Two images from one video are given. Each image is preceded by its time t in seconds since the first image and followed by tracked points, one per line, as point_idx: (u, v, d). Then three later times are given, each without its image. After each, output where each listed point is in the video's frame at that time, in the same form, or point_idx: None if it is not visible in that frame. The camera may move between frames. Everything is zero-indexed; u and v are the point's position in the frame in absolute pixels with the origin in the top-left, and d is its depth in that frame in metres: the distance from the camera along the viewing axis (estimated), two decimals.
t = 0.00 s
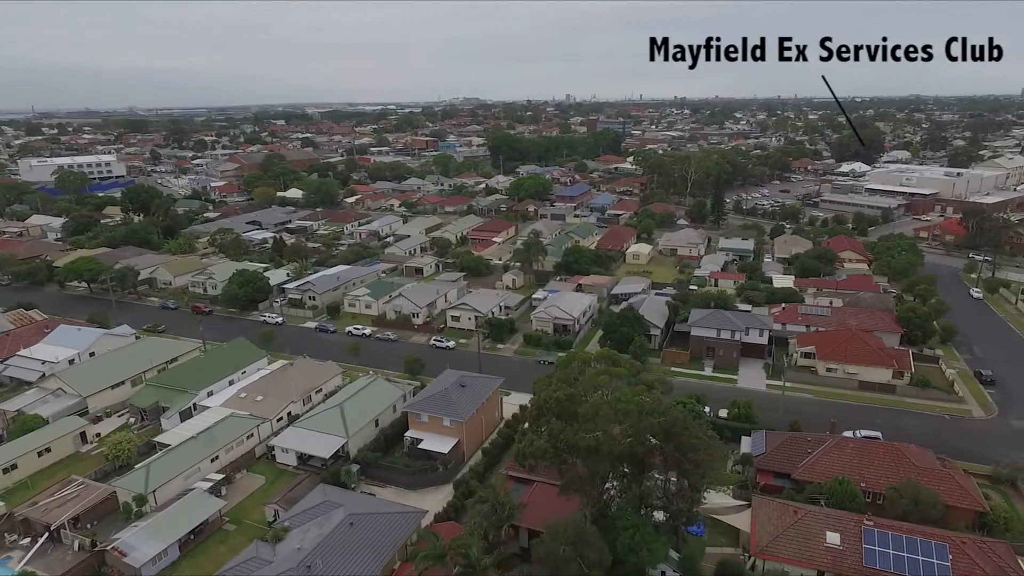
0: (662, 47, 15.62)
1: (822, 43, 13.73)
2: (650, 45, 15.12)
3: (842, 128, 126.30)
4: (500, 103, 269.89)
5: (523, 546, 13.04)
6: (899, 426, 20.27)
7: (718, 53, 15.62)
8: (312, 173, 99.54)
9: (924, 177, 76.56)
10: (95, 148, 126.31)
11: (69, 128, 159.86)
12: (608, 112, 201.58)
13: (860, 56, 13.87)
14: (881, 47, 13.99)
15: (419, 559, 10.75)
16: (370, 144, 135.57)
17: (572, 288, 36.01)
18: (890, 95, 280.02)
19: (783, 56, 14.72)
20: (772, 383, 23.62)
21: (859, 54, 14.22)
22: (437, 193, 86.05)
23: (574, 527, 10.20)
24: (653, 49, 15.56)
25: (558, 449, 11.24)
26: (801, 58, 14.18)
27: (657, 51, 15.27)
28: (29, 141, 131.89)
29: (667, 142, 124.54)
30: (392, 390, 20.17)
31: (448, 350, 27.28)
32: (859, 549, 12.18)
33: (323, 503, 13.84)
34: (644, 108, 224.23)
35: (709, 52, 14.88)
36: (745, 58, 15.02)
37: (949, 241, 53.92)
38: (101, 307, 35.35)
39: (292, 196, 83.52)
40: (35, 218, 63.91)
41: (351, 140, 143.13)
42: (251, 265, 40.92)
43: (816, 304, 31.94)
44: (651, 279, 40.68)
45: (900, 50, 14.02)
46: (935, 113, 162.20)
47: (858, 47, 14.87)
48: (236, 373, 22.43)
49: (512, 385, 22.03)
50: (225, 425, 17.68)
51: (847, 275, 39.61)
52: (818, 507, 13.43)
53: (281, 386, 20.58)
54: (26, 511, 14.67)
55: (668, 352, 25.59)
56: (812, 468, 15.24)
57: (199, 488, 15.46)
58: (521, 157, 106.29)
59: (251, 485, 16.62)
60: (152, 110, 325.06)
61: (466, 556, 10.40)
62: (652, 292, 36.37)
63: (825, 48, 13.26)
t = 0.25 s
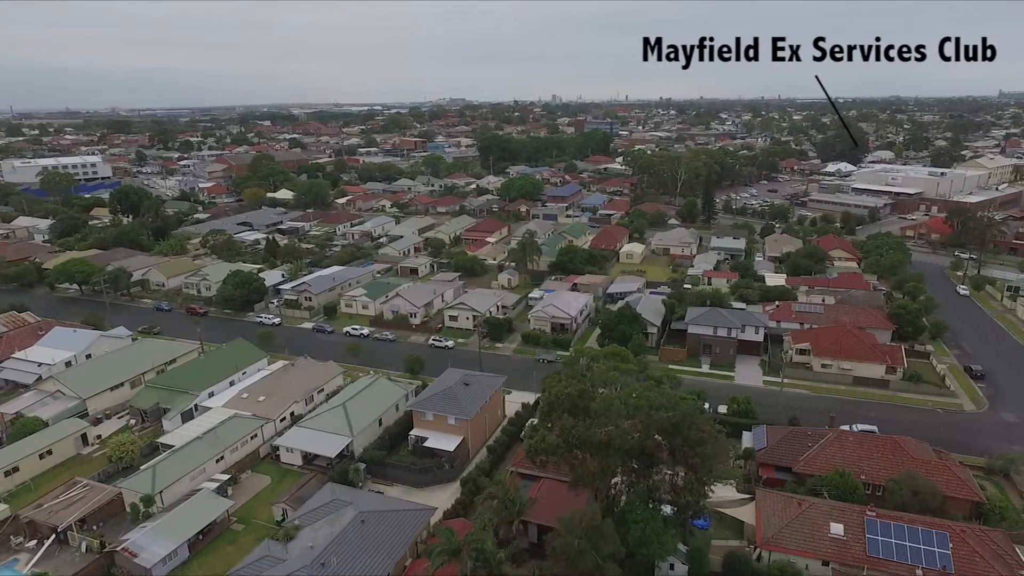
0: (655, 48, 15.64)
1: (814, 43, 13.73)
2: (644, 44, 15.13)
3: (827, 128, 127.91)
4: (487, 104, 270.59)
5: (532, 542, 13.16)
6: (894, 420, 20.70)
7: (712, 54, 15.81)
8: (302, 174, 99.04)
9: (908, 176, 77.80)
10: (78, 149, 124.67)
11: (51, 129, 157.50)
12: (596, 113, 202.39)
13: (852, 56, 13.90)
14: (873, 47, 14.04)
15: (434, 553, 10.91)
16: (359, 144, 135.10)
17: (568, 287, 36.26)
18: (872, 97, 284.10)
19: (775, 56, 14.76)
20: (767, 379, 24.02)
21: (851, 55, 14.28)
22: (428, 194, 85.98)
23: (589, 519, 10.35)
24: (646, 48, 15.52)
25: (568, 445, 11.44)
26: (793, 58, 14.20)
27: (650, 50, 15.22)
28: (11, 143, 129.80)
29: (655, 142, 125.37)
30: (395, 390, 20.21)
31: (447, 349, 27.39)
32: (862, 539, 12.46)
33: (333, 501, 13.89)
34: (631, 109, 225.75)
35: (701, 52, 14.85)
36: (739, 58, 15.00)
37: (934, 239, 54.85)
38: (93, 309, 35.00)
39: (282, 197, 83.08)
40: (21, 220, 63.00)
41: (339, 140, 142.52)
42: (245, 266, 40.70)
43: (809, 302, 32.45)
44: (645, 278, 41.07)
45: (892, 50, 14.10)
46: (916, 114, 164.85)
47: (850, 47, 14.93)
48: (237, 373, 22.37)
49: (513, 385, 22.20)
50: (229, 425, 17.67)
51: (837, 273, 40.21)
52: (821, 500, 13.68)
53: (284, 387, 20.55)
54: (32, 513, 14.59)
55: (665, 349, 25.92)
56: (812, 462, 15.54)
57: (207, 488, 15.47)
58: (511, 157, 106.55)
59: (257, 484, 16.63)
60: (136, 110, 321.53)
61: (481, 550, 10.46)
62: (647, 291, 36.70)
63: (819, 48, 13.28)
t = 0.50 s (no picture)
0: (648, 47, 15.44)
1: (809, 43, 13.70)
2: (638, 44, 14.97)
3: (813, 129, 129.33)
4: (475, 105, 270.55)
5: (541, 538, 13.29)
6: (890, 414, 21.08)
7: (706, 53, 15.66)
8: (292, 175, 98.58)
9: (895, 176, 78.89)
10: (63, 150, 123.14)
11: (35, 130, 155.47)
12: (584, 113, 203.02)
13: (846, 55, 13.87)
14: (867, 46, 14.06)
15: (450, 549, 11.01)
16: (348, 145, 134.67)
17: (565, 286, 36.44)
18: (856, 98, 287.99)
19: (769, 56, 14.62)
20: (765, 376, 24.33)
21: (845, 54, 14.12)
22: (420, 194, 85.91)
23: (603, 513, 10.50)
24: (639, 47, 15.34)
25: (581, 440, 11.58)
26: (788, 57, 14.17)
27: (643, 50, 15.10)
28: None
29: (644, 142, 126.08)
30: (397, 389, 20.24)
31: (447, 349, 27.46)
32: (866, 530, 12.72)
33: (342, 500, 13.95)
34: (619, 109, 226.84)
35: (695, 52, 14.76)
36: (732, 57, 14.87)
37: (922, 238, 55.68)
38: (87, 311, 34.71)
39: (273, 198, 82.65)
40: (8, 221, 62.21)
41: (327, 141, 141.94)
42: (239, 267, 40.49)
43: (803, 299, 32.88)
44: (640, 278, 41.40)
45: (886, 49, 14.13)
46: (899, 115, 167.11)
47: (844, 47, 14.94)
48: (238, 374, 22.31)
49: (514, 383, 22.32)
50: (233, 425, 17.63)
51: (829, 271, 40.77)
52: (825, 492, 13.92)
53: (286, 387, 20.53)
54: (39, 516, 14.51)
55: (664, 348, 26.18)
56: (814, 456, 15.78)
57: (214, 489, 15.45)
58: (502, 158, 106.72)
59: (263, 485, 16.62)
60: (121, 110, 317.90)
61: (495, 545, 10.56)
62: (642, 290, 36.99)
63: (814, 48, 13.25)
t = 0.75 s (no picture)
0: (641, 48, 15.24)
1: (804, 43, 13.65)
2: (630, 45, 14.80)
3: (802, 129, 130.35)
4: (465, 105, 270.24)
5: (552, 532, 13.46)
6: (887, 409, 21.42)
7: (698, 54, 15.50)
8: (284, 176, 98.09)
9: (884, 176, 79.72)
10: (51, 151, 121.77)
11: (21, 131, 153.64)
12: (575, 113, 203.39)
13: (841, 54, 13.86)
14: (861, 47, 13.92)
15: (464, 545, 11.14)
16: (340, 146, 134.22)
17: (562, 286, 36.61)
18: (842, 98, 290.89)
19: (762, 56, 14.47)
20: (764, 373, 24.62)
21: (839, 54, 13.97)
22: (413, 195, 85.82)
23: (616, 509, 10.68)
24: (632, 48, 15.13)
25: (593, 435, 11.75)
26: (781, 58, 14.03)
27: (636, 50, 15.00)
28: None
29: (635, 143, 126.60)
30: (401, 388, 20.30)
31: (448, 348, 27.54)
32: (869, 522, 12.97)
33: (352, 498, 14.03)
34: (609, 109, 227.66)
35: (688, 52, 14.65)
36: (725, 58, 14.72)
37: (912, 237, 56.35)
38: (83, 313, 34.46)
39: (265, 199, 82.25)
40: None
41: (318, 142, 141.37)
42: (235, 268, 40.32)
43: (799, 297, 33.24)
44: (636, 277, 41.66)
45: (880, 50, 13.99)
46: (886, 115, 168.97)
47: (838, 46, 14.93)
48: (241, 374, 22.31)
49: (517, 382, 22.45)
50: (239, 426, 17.63)
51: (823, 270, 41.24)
52: (829, 486, 14.18)
53: (290, 387, 20.53)
54: (46, 517, 14.46)
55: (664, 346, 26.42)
56: (816, 450, 16.04)
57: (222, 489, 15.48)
58: (494, 158, 106.85)
59: (270, 484, 16.66)
60: (108, 111, 314.92)
61: (510, 539, 10.68)
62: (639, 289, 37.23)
63: (809, 48, 13.24)
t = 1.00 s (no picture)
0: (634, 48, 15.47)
1: (796, 43, 13.73)
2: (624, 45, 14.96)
3: (790, 128, 131.45)
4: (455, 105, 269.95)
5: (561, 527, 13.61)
6: (884, 404, 21.74)
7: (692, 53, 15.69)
8: (275, 176, 97.53)
9: (872, 175, 80.63)
10: (37, 151, 120.20)
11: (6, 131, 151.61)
12: (564, 114, 203.86)
13: (832, 54, 13.96)
14: (852, 48, 14.08)
15: (478, 540, 11.24)
16: (330, 146, 133.60)
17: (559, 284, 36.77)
18: (829, 99, 293.64)
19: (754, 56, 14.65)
20: (762, 370, 24.88)
21: (831, 55, 14.14)
22: (406, 195, 85.66)
23: (630, 502, 10.84)
24: (626, 48, 15.29)
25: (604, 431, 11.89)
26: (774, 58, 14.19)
27: (629, 50, 15.02)
28: None
29: (625, 143, 127.11)
30: (405, 387, 20.35)
31: (448, 347, 27.60)
32: (873, 514, 13.22)
33: (361, 495, 14.09)
34: (598, 109, 228.38)
35: (681, 51, 14.68)
36: (718, 58, 14.90)
37: (901, 235, 57.00)
38: (78, 314, 34.19)
39: (257, 199, 81.76)
40: None
41: (308, 142, 140.64)
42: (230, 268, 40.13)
43: (793, 295, 33.63)
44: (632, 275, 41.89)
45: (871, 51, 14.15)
46: (871, 115, 170.86)
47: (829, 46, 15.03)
48: (242, 374, 22.27)
49: (519, 380, 22.54)
50: (244, 426, 17.61)
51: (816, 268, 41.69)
52: (832, 479, 14.41)
53: (293, 387, 20.53)
54: (53, 518, 14.42)
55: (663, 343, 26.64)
56: (818, 444, 16.28)
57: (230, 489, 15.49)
58: (486, 158, 106.89)
59: (276, 483, 16.68)
60: (93, 111, 311.43)
61: (524, 534, 10.76)
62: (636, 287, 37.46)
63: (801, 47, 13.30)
